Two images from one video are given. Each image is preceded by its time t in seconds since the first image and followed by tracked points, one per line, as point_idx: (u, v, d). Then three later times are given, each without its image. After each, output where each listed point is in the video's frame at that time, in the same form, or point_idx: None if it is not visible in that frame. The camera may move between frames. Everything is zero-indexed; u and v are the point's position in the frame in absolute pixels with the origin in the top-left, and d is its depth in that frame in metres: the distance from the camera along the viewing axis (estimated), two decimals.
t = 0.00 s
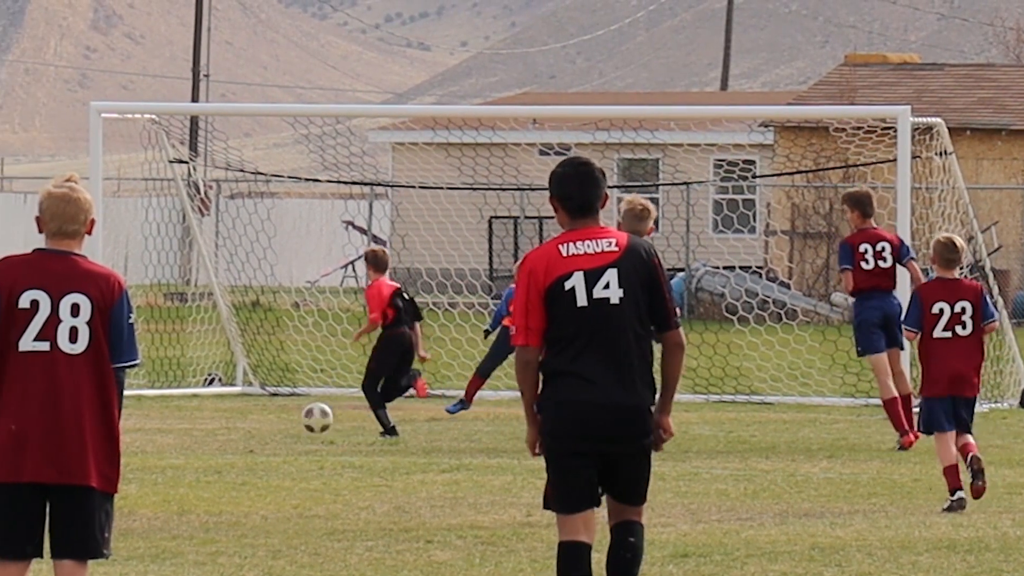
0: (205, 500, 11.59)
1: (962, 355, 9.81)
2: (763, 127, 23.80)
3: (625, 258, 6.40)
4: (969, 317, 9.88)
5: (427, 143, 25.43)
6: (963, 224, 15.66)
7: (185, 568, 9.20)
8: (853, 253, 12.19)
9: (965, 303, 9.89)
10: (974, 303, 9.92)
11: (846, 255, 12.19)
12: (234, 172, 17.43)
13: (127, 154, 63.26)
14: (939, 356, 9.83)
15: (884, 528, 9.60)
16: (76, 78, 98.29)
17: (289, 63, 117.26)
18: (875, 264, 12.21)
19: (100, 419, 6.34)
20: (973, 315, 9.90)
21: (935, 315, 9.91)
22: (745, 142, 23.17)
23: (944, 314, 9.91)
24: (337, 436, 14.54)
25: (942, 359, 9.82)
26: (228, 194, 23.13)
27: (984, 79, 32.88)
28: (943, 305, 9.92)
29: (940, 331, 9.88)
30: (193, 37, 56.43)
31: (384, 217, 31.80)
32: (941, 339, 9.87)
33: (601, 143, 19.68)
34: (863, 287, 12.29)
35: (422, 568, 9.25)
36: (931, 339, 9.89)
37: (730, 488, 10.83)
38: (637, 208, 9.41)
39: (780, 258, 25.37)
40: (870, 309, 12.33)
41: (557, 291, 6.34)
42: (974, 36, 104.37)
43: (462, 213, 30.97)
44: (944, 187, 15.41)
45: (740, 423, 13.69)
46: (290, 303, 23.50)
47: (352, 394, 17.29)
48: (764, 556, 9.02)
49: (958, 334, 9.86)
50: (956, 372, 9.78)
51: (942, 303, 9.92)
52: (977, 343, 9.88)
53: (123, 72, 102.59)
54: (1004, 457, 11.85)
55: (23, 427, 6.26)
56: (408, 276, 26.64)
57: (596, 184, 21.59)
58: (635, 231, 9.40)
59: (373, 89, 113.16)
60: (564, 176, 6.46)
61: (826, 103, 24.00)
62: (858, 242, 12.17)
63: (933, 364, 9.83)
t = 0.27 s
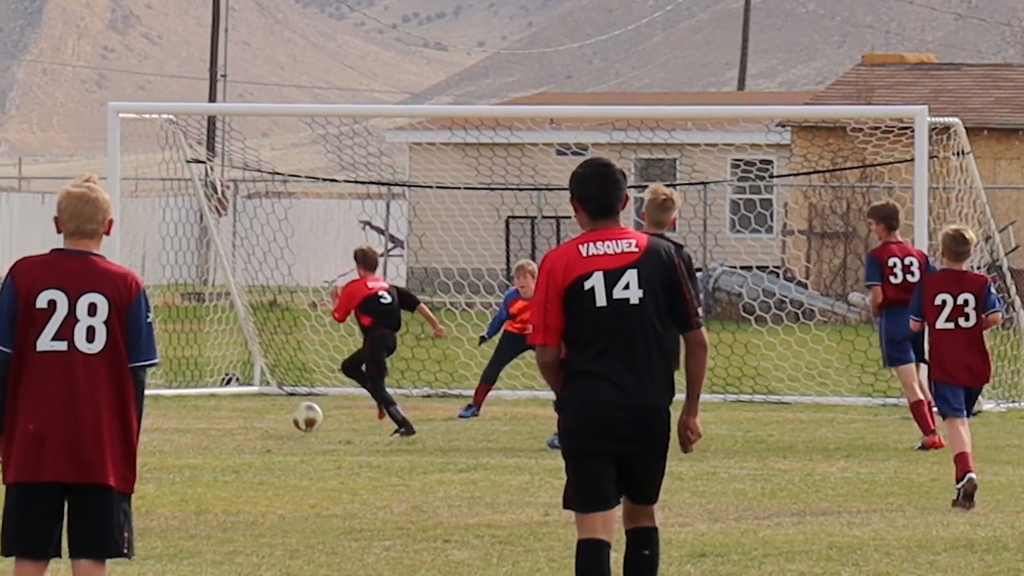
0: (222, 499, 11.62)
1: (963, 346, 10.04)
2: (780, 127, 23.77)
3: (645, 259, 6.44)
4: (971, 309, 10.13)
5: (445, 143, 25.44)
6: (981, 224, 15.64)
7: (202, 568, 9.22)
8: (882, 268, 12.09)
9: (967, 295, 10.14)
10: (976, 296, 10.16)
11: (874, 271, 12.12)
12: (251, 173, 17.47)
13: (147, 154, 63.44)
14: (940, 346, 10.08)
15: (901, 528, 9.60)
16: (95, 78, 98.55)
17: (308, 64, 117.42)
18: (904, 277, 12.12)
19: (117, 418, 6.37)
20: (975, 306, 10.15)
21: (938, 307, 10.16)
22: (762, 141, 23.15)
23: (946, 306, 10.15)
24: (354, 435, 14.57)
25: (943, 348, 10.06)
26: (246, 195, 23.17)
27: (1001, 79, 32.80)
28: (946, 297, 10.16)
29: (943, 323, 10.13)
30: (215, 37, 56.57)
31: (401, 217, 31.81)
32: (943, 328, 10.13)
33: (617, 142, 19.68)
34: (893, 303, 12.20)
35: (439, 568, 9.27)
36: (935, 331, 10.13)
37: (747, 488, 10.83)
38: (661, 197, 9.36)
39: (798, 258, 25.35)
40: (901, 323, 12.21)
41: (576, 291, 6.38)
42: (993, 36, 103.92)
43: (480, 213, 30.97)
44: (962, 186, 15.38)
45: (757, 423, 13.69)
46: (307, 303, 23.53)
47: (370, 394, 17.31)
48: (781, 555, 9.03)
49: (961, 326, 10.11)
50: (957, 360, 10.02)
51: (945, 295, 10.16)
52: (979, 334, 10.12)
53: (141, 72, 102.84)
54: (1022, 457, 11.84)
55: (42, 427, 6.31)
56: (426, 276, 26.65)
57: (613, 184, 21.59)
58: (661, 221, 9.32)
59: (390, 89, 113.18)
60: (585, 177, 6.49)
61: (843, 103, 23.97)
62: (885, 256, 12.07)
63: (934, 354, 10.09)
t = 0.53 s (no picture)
0: (248, 496, 11.76)
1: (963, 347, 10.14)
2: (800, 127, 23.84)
3: (672, 264, 6.54)
4: (974, 311, 10.19)
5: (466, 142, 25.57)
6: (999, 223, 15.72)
7: (228, 564, 9.36)
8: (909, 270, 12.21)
9: (971, 297, 10.20)
10: (980, 297, 10.21)
11: (902, 274, 12.21)
12: (275, 173, 17.62)
13: (173, 155, 63.81)
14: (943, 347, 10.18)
15: (920, 525, 9.70)
16: (121, 79, 99.06)
17: (332, 64, 117.80)
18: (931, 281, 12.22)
19: (144, 415, 6.41)
20: (979, 308, 10.19)
21: (941, 308, 10.24)
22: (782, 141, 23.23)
23: (949, 306, 10.23)
24: (378, 433, 14.70)
25: (945, 349, 10.16)
26: (269, 195, 23.32)
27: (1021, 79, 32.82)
28: (949, 297, 10.24)
29: (945, 324, 10.23)
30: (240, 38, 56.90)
31: (423, 217, 31.96)
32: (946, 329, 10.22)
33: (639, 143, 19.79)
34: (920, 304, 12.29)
35: (463, 564, 9.39)
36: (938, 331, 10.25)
37: (767, 485, 10.94)
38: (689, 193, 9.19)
39: (817, 257, 25.46)
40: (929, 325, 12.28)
41: (604, 294, 6.48)
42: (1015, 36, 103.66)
43: (502, 212, 31.10)
44: (980, 186, 15.46)
45: (777, 420, 13.79)
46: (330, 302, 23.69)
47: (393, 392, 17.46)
48: (800, 552, 9.13)
49: (962, 327, 10.19)
50: (957, 361, 10.09)
51: (949, 296, 10.25)
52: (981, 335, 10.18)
53: (166, 73, 103.31)
54: None
55: (69, 425, 6.36)
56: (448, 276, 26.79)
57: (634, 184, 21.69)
58: (688, 217, 9.12)
59: (413, 89, 113.38)
60: (615, 181, 6.58)
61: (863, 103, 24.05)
62: (912, 260, 12.21)
63: (936, 354, 10.19)
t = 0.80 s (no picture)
0: (281, 492, 11.92)
1: (981, 355, 10.30)
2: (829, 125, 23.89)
3: (711, 263, 6.63)
4: (992, 318, 10.31)
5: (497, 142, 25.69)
6: None
7: (261, 559, 9.51)
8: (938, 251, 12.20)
9: (989, 305, 10.30)
10: (999, 305, 10.32)
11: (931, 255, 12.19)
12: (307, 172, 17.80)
13: (205, 154, 64.22)
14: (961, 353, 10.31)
15: (947, 519, 9.79)
16: (153, 79, 99.64)
17: (363, 63, 118.19)
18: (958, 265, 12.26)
19: (178, 411, 6.37)
20: (996, 316, 10.32)
21: (962, 313, 10.32)
22: (811, 139, 23.29)
23: (969, 313, 10.31)
24: (408, 429, 14.85)
25: (963, 357, 10.30)
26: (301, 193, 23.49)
27: None
28: (969, 304, 10.31)
29: (964, 329, 10.32)
30: (272, 38, 57.23)
31: (454, 216, 32.09)
32: (965, 336, 10.33)
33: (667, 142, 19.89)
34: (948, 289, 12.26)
35: (494, 558, 9.52)
36: (956, 335, 10.34)
37: (795, 480, 11.04)
38: (726, 205, 9.08)
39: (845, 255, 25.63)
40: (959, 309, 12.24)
41: (643, 291, 6.58)
42: None
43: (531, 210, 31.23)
44: (1007, 184, 15.53)
45: (805, 416, 13.88)
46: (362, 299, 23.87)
47: (424, 388, 17.62)
48: (829, 546, 9.23)
49: (981, 334, 10.32)
50: (975, 373, 10.27)
51: (969, 302, 10.31)
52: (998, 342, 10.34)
53: (198, 72, 103.85)
54: None
55: (104, 421, 6.32)
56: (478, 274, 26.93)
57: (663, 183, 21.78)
58: (724, 228, 9.03)
59: (444, 88, 113.51)
60: (656, 179, 6.67)
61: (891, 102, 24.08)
62: (941, 243, 12.23)
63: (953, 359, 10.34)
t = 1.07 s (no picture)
0: (305, 488, 11.98)
1: (1000, 344, 10.33)
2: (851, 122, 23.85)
3: (741, 257, 6.68)
4: (1009, 307, 10.31)
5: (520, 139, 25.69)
6: None
7: (285, 556, 9.57)
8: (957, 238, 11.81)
9: (1006, 294, 10.28)
10: (1014, 293, 10.31)
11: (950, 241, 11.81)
12: (330, 170, 17.85)
13: (229, 152, 64.40)
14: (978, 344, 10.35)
15: (970, 516, 9.80)
16: (177, 76, 99.92)
17: (385, 61, 118.32)
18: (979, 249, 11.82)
19: (202, 408, 6.38)
20: (1013, 304, 10.32)
21: (980, 304, 10.29)
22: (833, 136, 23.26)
23: (987, 303, 10.30)
24: (431, 426, 14.89)
25: (979, 349, 10.35)
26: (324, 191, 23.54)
27: None
28: (987, 293, 10.28)
29: (982, 320, 10.32)
30: (295, 36, 57.37)
31: (477, 213, 32.10)
32: (983, 326, 10.33)
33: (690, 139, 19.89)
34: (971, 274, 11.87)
35: (517, 555, 9.57)
36: (974, 326, 10.33)
37: (818, 477, 11.06)
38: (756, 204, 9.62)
39: (868, 251, 25.68)
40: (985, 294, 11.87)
41: (674, 284, 6.63)
42: None
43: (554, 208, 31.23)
44: None
45: (827, 413, 13.88)
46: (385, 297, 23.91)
47: (447, 386, 17.68)
48: (851, 543, 9.26)
49: (998, 324, 10.32)
50: (994, 364, 10.33)
51: (986, 292, 10.28)
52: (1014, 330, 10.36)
53: (222, 70, 104.07)
54: None
55: (128, 417, 6.32)
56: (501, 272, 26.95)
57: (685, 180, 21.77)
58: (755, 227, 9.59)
59: (467, 86, 113.48)
60: (686, 173, 6.75)
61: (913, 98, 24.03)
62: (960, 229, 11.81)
63: (971, 350, 10.37)
